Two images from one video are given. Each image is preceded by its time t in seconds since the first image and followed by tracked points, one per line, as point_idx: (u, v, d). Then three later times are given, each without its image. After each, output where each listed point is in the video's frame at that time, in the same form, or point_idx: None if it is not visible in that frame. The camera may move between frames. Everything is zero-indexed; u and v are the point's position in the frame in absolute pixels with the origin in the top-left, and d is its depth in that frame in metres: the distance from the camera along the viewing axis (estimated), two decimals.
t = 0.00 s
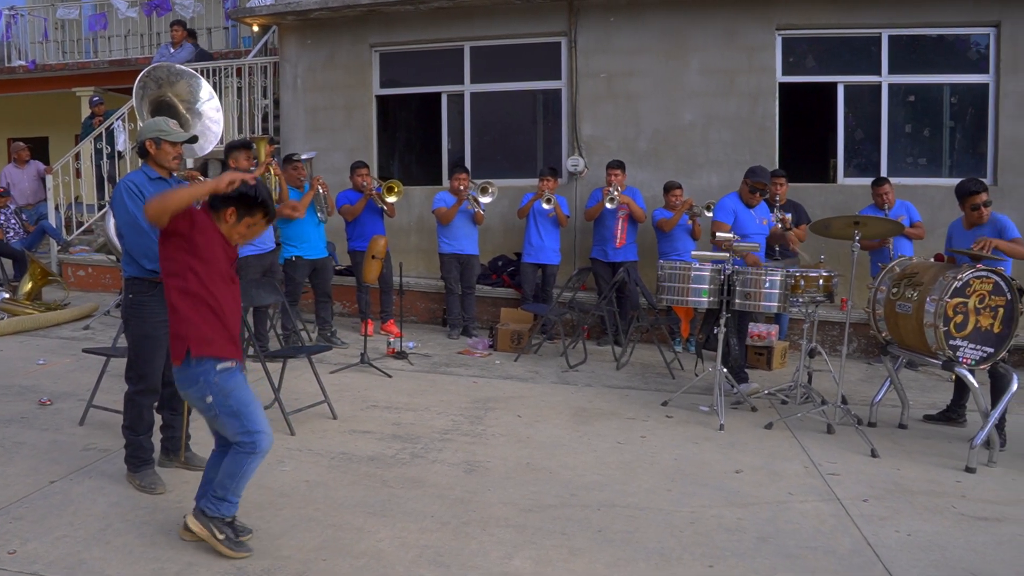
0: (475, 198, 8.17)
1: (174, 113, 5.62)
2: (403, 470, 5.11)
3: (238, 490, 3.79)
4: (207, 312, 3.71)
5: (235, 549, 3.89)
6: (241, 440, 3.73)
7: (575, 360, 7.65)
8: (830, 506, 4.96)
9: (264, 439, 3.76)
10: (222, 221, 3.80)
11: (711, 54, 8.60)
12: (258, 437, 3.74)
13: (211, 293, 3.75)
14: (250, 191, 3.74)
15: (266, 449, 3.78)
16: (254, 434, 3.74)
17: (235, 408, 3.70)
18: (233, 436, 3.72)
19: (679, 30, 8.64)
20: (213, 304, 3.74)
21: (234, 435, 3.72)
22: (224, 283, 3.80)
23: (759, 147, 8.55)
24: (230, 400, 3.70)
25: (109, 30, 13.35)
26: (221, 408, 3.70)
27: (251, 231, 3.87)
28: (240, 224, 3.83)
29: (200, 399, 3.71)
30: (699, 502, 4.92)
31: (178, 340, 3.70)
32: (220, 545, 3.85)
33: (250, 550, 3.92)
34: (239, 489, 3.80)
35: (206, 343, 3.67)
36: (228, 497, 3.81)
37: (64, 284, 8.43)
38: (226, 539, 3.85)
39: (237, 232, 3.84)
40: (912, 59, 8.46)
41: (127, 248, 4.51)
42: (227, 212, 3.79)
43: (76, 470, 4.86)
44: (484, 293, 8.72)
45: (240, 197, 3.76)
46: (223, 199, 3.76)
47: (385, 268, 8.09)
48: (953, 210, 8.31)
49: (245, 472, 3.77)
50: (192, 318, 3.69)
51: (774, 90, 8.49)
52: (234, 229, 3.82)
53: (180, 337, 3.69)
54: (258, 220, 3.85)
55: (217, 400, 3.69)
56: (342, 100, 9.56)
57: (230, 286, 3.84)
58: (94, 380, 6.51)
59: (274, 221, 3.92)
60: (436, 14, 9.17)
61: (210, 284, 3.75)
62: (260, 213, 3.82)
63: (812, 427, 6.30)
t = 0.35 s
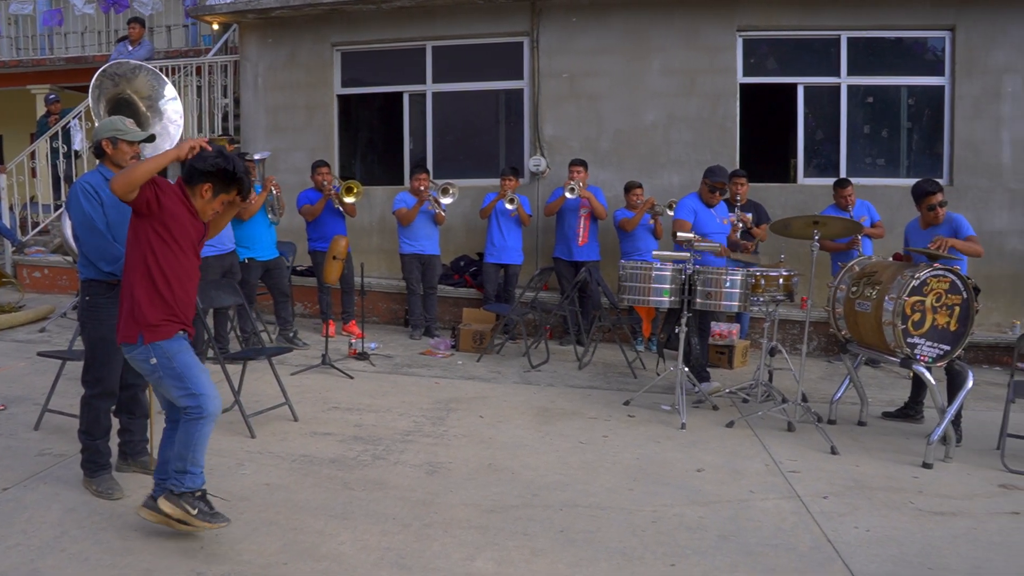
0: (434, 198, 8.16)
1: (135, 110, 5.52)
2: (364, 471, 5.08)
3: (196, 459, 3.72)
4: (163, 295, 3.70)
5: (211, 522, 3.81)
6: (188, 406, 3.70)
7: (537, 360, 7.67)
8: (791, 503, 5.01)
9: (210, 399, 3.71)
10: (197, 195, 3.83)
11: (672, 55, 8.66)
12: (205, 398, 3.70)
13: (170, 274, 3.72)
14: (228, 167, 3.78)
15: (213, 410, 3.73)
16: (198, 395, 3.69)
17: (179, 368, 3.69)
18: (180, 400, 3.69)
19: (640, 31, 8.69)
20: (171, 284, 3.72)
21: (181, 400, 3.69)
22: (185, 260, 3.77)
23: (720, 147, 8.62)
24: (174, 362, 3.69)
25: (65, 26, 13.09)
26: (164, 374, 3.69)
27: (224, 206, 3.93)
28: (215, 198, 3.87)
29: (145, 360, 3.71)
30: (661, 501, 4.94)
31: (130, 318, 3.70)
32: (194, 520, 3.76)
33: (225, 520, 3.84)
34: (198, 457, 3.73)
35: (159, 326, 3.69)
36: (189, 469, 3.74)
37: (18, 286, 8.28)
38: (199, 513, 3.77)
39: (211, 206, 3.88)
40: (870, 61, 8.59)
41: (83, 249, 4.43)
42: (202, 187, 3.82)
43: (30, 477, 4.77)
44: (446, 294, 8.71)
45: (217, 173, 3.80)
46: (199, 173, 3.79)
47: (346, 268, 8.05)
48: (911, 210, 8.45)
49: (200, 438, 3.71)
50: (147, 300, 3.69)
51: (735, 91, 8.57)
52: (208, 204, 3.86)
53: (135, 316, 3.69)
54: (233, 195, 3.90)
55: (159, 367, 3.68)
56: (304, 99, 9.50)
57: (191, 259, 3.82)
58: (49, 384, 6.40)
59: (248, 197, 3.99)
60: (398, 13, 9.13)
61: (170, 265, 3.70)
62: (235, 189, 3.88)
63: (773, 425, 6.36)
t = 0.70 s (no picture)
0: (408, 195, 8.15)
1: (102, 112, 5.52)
2: (340, 473, 5.07)
3: (179, 479, 3.81)
4: (132, 345, 3.75)
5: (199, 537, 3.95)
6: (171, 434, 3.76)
7: (513, 360, 7.68)
8: (766, 501, 5.05)
9: (194, 426, 3.77)
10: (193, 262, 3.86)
11: (647, 56, 8.70)
12: (187, 424, 3.76)
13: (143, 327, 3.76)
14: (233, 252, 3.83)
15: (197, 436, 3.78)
16: (179, 424, 3.74)
17: (156, 402, 3.73)
18: (160, 431, 3.76)
19: (615, 31, 8.72)
20: (142, 336, 3.76)
21: (163, 430, 3.75)
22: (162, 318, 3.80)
23: (695, 147, 8.67)
24: (149, 399, 3.73)
25: (35, 26, 12.92)
26: (141, 413, 3.74)
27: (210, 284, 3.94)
28: (207, 274, 3.90)
29: (121, 404, 3.75)
30: (637, 500, 4.97)
31: (101, 360, 3.78)
32: (168, 534, 3.85)
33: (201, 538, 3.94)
34: (181, 477, 3.82)
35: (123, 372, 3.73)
36: (171, 488, 3.83)
37: None
38: (173, 528, 3.84)
39: (199, 279, 3.90)
40: (842, 62, 8.67)
41: (54, 252, 4.39)
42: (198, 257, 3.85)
43: (2, 481, 4.71)
44: (422, 294, 8.70)
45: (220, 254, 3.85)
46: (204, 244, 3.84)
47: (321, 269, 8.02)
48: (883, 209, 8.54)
49: (184, 460, 3.80)
50: (115, 345, 3.75)
51: (710, 91, 8.62)
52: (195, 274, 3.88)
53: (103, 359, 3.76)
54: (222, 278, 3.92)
55: (135, 406, 3.73)
56: (278, 99, 9.46)
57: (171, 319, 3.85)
58: (20, 388, 6.32)
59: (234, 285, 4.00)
60: (373, 13, 9.11)
61: (144, 318, 3.75)
62: (228, 275, 3.90)
63: (748, 424, 6.41)
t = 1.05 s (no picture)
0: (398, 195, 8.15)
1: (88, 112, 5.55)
2: (331, 473, 5.06)
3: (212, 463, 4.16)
4: (159, 329, 3.81)
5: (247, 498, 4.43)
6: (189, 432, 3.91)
7: (503, 360, 7.67)
8: (756, 500, 5.05)
9: (207, 429, 3.91)
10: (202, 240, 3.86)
11: (636, 55, 8.71)
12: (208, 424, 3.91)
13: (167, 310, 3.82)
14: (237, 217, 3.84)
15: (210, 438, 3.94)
16: (194, 426, 3.87)
17: (177, 403, 3.82)
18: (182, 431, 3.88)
19: (604, 31, 8.73)
20: (170, 323, 3.83)
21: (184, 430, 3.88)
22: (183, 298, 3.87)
23: (684, 147, 8.69)
24: (173, 397, 3.82)
25: (21, 26, 12.85)
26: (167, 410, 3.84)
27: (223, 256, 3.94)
28: (217, 247, 3.90)
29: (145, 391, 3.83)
30: (628, 499, 4.97)
31: (130, 348, 3.81)
32: (228, 506, 4.39)
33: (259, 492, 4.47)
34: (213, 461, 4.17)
35: (151, 358, 3.78)
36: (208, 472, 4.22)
37: None
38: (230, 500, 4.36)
39: (211, 253, 3.91)
40: (830, 62, 8.70)
41: (43, 251, 4.36)
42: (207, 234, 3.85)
43: None
44: (411, 294, 8.70)
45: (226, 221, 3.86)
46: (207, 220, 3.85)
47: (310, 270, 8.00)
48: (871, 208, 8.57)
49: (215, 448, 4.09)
50: (143, 332, 3.79)
51: (698, 91, 8.64)
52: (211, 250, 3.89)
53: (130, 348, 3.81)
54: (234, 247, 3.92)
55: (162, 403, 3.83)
56: (267, 99, 9.44)
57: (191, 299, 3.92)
58: (8, 390, 6.28)
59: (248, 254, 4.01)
60: (361, 13, 9.09)
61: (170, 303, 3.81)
62: (238, 242, 3.90)
63: (739, 423, 6.43)
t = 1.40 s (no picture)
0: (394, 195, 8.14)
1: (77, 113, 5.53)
2: (328, 473, 5.05)
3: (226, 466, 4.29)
4: (224, 309, 4.14)
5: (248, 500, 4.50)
6: (221, 419, 4.18)
7: (500, 360, 7.66)
8: (754, 499, 5.05)
9: (239, 420, 4.19)
10: (187, 199, 4.10)
11: (633, 55, 8.71)
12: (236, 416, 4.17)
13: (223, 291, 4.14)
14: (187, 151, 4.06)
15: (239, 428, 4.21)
16: (231, 413, 4.16)
17: (222, 388, 4.14)
18: (218, 414, 4.17)
19: (601, 31, 8.73)
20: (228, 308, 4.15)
21: (219, 414, 4.17)
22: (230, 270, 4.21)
23: (680, 146, 8.69)
24: (224, 380, 4.13)
25: (17, 26, 12.82)
26: (216, 391, 4.15)
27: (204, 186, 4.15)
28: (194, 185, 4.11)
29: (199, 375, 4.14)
30: (626, 499, 4.96)
31: (195, 341, 4.09)
32: (236, 504, 4.45)
33: (260, 497, 4.53)
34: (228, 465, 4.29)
35: (224, 343, 4.12)
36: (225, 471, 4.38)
37: None
38: (239, 497, 4.45)
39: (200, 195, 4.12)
40: (826, 61, 8.71)
41: (39, 252, 4.35)
42: (187, 185, 4.08)
43: None
44: (408, 294, 8.69)
45: (186, 162, 4.09)
46: (173, 177, 4.07)
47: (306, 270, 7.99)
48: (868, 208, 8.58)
49: (230, 449, 4.23)
50: (211, 322, 4.10)
51: (695, 91, 8.64)
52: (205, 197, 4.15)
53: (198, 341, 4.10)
54: (196, 169, 4.12)
55: (214, 384, 4.15)
56: (263, 99, 9.43)
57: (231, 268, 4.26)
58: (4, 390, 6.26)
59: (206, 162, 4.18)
60: (358, 13, 9.09)
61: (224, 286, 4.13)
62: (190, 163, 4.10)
63: (736, 422, 6.43)
